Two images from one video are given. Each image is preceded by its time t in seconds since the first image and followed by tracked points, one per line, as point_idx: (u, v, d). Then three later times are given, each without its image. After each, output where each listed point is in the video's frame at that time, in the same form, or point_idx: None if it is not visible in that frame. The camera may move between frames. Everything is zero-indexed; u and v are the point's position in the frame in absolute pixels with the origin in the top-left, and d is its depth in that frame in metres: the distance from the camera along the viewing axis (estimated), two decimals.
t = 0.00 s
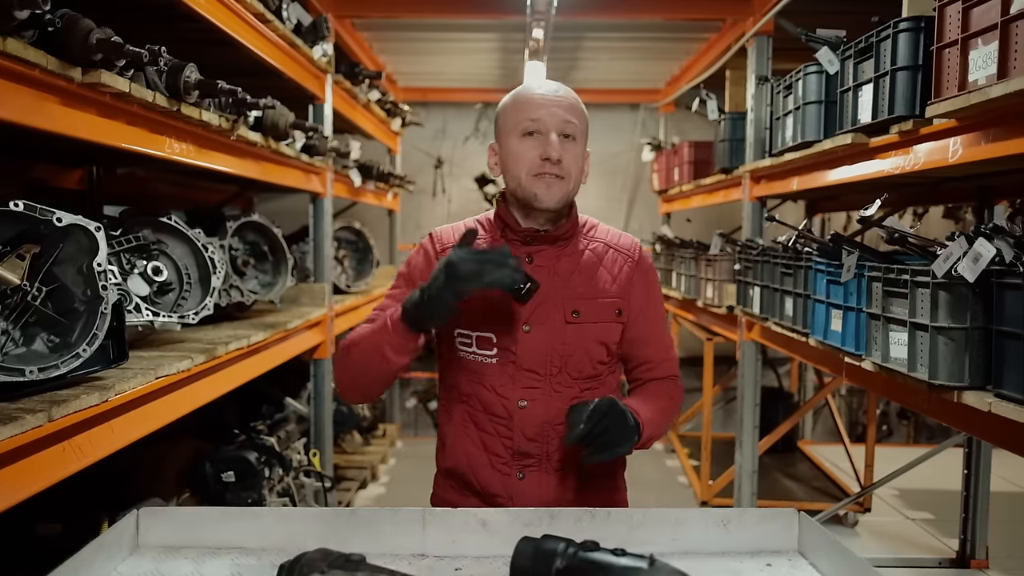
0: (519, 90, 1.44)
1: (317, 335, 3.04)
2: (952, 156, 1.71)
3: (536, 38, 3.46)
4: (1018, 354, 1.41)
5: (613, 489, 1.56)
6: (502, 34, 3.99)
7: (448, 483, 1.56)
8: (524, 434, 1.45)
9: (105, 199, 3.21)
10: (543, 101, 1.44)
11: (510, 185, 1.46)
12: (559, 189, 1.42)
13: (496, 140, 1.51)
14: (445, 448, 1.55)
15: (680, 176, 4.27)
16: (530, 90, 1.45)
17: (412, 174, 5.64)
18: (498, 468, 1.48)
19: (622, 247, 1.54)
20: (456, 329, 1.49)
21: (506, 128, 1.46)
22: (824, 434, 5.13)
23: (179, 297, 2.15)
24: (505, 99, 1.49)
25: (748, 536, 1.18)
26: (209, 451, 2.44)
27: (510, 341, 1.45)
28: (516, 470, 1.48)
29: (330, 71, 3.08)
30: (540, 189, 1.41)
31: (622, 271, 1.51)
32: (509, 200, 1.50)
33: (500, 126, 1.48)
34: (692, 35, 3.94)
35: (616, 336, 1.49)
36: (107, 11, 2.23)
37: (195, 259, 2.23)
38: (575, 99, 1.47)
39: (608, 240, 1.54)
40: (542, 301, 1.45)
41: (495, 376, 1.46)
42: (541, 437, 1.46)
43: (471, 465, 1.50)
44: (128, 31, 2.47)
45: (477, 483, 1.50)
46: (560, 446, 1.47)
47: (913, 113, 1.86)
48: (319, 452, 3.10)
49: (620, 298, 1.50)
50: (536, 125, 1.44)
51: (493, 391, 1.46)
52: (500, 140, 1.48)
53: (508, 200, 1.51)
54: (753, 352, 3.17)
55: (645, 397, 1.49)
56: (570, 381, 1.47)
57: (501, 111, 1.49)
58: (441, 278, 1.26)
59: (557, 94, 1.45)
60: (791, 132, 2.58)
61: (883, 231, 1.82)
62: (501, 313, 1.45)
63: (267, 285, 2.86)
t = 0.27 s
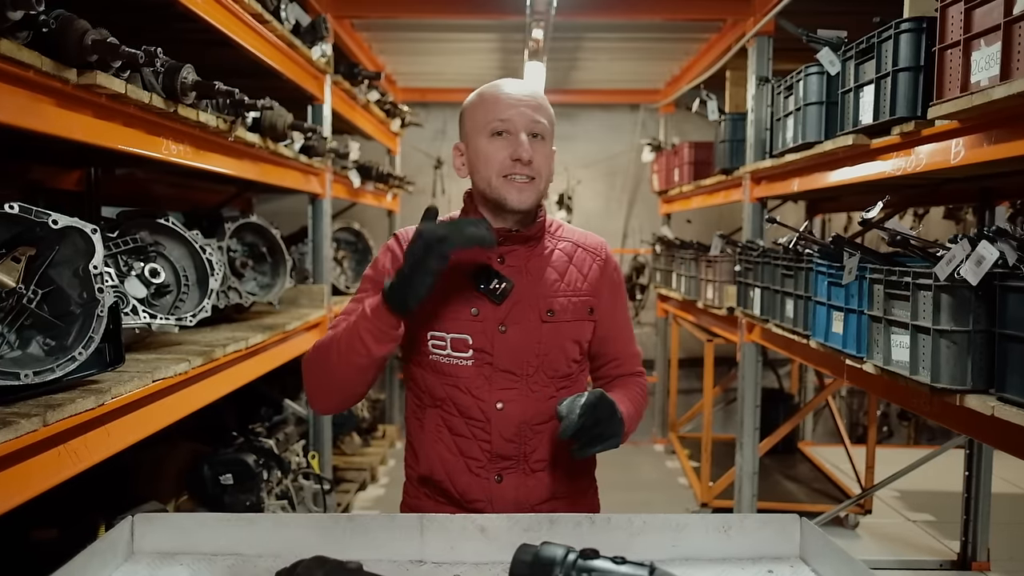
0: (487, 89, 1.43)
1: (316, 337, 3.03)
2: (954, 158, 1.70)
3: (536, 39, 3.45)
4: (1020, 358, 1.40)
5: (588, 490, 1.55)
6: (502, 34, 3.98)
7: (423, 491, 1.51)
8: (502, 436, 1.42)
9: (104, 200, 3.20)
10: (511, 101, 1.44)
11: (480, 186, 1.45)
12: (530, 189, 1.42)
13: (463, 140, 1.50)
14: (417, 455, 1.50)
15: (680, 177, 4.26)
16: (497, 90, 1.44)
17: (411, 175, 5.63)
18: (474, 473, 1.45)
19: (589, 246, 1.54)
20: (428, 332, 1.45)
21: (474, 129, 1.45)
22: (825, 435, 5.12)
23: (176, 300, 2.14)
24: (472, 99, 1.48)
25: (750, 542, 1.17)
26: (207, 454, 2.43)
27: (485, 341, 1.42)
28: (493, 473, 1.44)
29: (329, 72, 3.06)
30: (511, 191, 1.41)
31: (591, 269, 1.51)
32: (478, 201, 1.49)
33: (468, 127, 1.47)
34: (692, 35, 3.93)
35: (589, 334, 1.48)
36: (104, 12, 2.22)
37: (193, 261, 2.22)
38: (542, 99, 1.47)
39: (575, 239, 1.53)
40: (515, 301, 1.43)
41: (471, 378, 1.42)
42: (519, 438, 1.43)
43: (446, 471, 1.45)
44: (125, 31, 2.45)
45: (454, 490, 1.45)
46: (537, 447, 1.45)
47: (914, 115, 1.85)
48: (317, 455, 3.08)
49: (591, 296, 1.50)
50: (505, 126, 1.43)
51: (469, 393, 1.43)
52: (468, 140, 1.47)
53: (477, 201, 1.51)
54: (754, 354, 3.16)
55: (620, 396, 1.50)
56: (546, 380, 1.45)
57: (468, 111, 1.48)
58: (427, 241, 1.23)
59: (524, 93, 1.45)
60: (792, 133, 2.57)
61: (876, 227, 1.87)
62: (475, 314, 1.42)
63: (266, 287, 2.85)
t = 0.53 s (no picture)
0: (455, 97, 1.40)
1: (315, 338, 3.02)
2: (958, 159, 1.69)
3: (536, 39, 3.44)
4: None
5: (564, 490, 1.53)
6: (502, 34, 3.97)
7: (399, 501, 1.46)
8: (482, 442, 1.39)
9: (103, 201, 3.19)
10: (480, 108, 1.41)
11: (449, 195, 1.42)
12: (500, 198, 1.39)
13: (432, 148, 1.47)
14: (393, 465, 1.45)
15: (680, 177, 4.25)
16: (465, 97, 1.41)
17: (411, 175, 5.62)
18: (453, 481, 1.40)
19: (558, 249, 1.52)
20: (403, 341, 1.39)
21: (443, 137, 1.43)
22: (826, 435, 5.11)
23: (175, 301, 2.13)
24: (439, 105, 1.45)
25: (753, 546, 1.16)
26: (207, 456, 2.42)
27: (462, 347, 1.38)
28: (473, 480, 1.41)
29: (329, 72, 3.05)
30: (480, 200, 1.38)
31: (563, 272, 1.49)
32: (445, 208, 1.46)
33: (437, 134, 1.44)
34: (693, 35, 3.93)
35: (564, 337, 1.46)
36: (103, 12, 2.21)
37: (192, 262, 2.21)
38: (511, 105, 1.45)
39: (546, 243, 1.51)
40: (491, 306, 1.39)
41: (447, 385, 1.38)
42: (499, 443, 1.40)
43: (425, 481, 1.41)
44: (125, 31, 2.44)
45: (433, 500, 1.41)
46: (517, 452, 1.42)
47: (918, 115, 1.84)
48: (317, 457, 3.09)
49: (565, 299, 1.47)
50: (473, 134, 1.41)
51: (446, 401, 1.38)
52: (438, 148, 1.44)
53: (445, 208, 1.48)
54: (755, 355, 3.15)
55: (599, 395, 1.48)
56: (524, 385, 1.42)
57: (437, 118, 1.45)
58: (420, 361, 1.15)
59: (494, 100, 1.43)
60: (794, 133, 2.57)
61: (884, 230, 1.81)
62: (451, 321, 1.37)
63: (266, 288, 2.83)
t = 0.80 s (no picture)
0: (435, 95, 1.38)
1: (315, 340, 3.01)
2: (963, 159, 1.67)
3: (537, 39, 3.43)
4: None
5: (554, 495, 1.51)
6: (503, 34, 3.96)
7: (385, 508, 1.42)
8: (469, 445, 1.36)
9: (102, 201, 3.18)
10: (460, 106, 1.39)
11: (430, 193, 1.38)
12: (482, 195, 1.36)
13: (410, 148, 1.44)
14: (379, 472, 1.41)
15: (682, 177, 4.24)
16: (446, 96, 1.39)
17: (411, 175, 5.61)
18: (441, 486, 1.38)
19: (541, 249, 1.50)
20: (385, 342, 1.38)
21: (422, 136, 1.40)
22: (827, 436, 5.09)
23: (174, 302, 2.12)
24: (419, 105, 1.42)
25: (758, 551, 1.15)
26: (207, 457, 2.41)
27: (446, 347, 1.35)
28: (460, 484, 1.38)
29: (329, 72, 3.04)
30: (463, 197, 1.35)
31: (547, 272, 1.47)
32: (426, 207, 1.42)
33: (416, 134, 1.41)
34: (694, 35, 3.91)
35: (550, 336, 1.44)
36: (102, 11, 2.20)
37: (192, 262, 2.19)
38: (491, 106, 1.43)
39: (528, 243, 1.49)
40: (475, 305, 1.37)
41: (431, 386, 1.35)
42: (486, 446, 1.37)
43: (411, 487, 1.38)
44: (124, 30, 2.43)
45: (421, 507, 1.38)
46: (505, 454, 1.39)
47: (922, 115, 1.82)
48: (318, 458, 3.04)
49: (550, 298, 1.46)
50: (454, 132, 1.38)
51: (431, 403, 1.35)
52: (417, 147, 1.41)
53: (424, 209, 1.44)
54: (757, 356, 3.13)
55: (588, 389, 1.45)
56: (510, 385, 1.39)
57: (416, 119, 1.42)
58: (408, 270, 1.16)
59: (473, 98, 1.40)
60: (796, 133, 2.55)
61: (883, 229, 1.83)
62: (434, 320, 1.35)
63: (265, 288, 2.82)
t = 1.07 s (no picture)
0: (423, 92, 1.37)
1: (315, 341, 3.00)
2: (968, 158, 1.66)
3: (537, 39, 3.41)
4: None
5: (549, 496, 1.50)
6: (503, 33, 3.94)
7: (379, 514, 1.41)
8: (463, 450, 1.35)
9: (101, 201, 3.16)
10: (449, 103, 1.37)
11: (420, 191, 1.36)
12: (473, 191, 1.34)
13: (399, 146, 1.42)
14: (372, 478, 1.40)
15: (682, 177, 4.22)
16: (434, 93, 1.38)
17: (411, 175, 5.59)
18: (435, 491, 1.36)
19: (533, 249, 1.48)
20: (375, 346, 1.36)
21: (411, 134, 1.38)
22: (828, 437, 5.08)
23: (173, 303, 2.10)
24: (407, 103, 1.41)
25: (763, 556, 1.13)
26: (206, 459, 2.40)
27: (438, 351, 1.33)
28: (455, 489, 1.37)
29: (328, 71, 3.02)
30: (453, 193, 1.33)
31: (540, 273, 1.45)
32: (416, 206, 1.41)
33: (405, 132, 1.40)
34: (695, 35, 3.90)
35: (544, 337, 1.42)
36: (99, 10, 2.18)
37: (190, 263, 2.18)
38: (480, 102, 1.42)
39: (520, 243, 1.47)
40: (467, 308, 1.35)
41: (423, 391, 1.34)
42: (480, 451, 1.36)
43: (405, 492, 1.36)
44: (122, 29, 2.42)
45: (415, 512, 1.37)
46: (499, 459, 1.38)
47: (926, 115, 1.81)
48: (317, 459, 2.99)
49: (543, 299, 1.44)
50: (443, 128, 1.36)
51: (424, 408, 1.34)
52: (406, 145, 1.39)
53: (414, 207, 1.42)
54: (759, 356, 3.12)
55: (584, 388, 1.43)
56: (504, 388, 1.37)
57: (404, 116, 1.41)
58: (384, 227, 1.17)
59: (462, 94, 1.39)
60: (798, 133, 2.54)
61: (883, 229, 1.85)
62: (425, 324, 1.33)
63: (265, 289, 2.80)
